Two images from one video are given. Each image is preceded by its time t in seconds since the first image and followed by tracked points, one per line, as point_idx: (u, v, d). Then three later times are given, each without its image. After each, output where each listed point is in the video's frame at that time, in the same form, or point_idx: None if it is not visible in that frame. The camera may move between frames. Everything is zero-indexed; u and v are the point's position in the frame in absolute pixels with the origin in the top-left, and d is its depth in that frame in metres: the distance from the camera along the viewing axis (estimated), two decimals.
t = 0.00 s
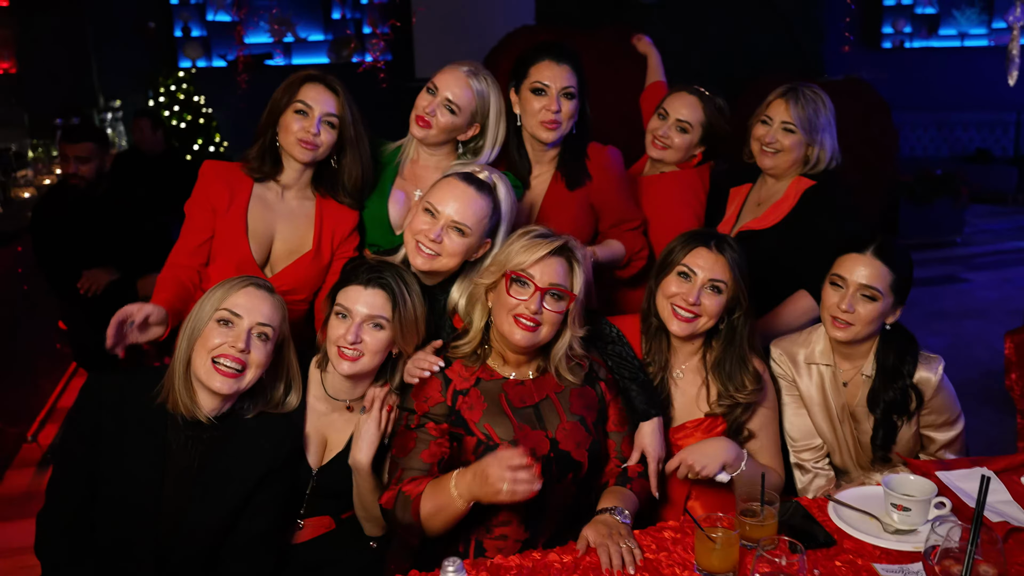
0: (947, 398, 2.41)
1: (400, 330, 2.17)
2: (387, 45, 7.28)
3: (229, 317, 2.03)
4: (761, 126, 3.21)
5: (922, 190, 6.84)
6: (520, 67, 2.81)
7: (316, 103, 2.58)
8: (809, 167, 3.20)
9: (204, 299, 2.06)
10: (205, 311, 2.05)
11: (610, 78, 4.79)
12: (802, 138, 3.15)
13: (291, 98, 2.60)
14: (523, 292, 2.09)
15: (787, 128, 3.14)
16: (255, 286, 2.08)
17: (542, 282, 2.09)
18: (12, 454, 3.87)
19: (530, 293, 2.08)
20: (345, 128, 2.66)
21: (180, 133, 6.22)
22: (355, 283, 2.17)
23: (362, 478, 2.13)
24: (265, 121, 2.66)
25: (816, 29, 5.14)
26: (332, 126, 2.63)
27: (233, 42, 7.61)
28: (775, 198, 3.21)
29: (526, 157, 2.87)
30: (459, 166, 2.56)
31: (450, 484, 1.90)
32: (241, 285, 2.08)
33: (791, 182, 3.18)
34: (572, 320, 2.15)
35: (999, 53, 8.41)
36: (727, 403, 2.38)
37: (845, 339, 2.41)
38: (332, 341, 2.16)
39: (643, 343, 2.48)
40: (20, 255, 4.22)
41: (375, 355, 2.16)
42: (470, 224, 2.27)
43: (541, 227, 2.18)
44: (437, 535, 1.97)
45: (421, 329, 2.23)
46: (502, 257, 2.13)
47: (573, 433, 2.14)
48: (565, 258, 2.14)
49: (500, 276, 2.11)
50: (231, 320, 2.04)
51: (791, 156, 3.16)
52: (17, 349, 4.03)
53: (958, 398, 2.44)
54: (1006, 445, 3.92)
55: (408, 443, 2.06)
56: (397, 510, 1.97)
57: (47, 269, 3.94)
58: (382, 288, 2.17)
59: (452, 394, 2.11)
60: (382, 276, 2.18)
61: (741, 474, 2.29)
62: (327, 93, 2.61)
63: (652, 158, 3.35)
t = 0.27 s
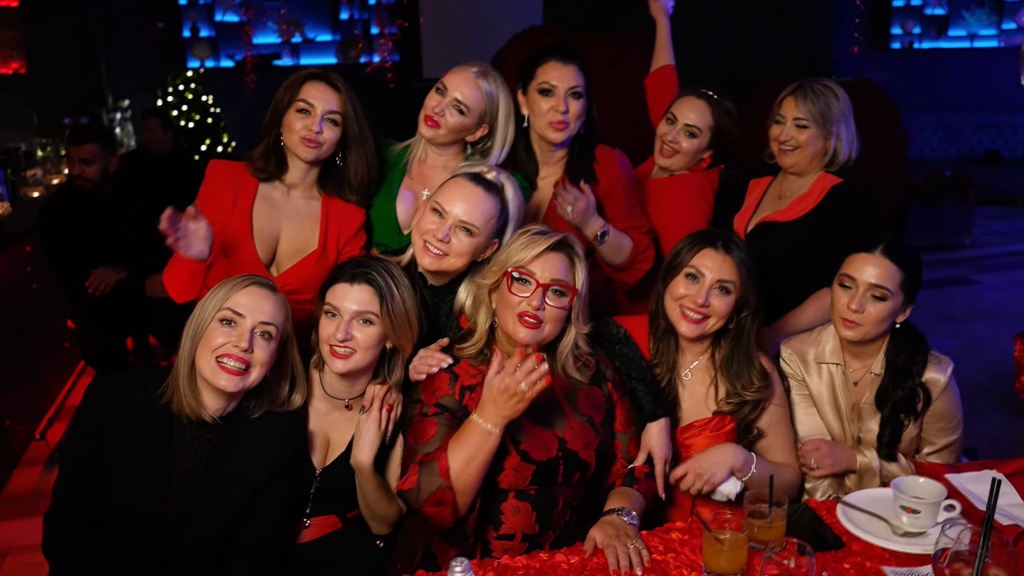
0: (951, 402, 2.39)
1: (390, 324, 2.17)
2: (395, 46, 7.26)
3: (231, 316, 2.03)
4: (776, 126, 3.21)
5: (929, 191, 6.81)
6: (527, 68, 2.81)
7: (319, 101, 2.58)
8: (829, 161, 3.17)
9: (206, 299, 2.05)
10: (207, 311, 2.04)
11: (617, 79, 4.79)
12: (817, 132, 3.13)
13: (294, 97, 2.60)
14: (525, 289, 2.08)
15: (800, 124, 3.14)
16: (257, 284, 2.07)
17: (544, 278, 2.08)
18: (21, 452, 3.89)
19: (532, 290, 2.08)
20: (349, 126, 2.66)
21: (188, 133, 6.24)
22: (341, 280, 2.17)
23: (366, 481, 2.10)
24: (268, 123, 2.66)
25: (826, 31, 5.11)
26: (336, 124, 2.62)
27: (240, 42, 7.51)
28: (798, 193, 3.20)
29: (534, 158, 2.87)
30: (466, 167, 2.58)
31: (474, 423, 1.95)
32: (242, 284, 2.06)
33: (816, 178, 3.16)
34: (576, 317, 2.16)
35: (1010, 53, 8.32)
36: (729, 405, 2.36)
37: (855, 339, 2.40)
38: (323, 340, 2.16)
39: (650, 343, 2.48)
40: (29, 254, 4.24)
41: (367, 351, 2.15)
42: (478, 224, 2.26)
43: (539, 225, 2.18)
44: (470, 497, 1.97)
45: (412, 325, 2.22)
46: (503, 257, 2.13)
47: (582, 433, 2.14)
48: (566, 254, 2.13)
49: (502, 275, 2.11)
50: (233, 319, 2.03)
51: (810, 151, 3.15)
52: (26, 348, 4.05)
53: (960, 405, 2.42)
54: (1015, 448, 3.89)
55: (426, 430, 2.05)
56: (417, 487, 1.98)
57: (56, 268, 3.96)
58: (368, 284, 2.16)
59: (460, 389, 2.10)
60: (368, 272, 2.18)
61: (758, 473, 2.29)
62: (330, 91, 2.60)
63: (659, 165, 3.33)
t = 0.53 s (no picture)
0: (954, 414, 2.35)
1: (380, 321, 2.16)
2: (405, 48, 7.33)
3: (235, 317, 2.03)
4: (793, 135, 3.24)
5: (940, 200, 6.77)
6: (537, 73, 2.81)
7: (320, 101, 2.58)
8: (848, 166, 3.18)
9: (210, 300, 2.04)
10: (211, 312, 2.04)
11: (627, 85, 4.78)
12: (832, 138, 3.15)
13: (297, 99, 2.60)
14: (529, 292, 2.08)
15: (815, 131, 3.16)
16: (260, 284, 2.07)
17: (548, 281, 2.08)
18: (28, 449, 3.91)
19: (536, 293, 2.08)
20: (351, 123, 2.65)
21: (198, 133, 6.27)
22: (330, 280, 2.17)
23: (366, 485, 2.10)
24: (272, 127, 2.66)
25: (837, 40, 5.23)
26: (338, 122, 2.62)
27: (251, 43, 7.44)
28: (819, 198, 3.19)
29: (545, 163, 2.87)
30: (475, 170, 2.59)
31: (489, 395, 2.00)
32: (245, 285, 2.06)
33: (839, 185, 3.16)
34: (580, 320, 2.15)
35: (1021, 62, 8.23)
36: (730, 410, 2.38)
37: (864, 346, 2.39)
38: (314, 340, 2.16)
39: (656, 350, 2.48)
40: (38, 252, 4.25)
41: (359, 349, 2.14)
42: (484, 227, 2.26)
43: (543, 228, 2.18)
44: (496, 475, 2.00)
45: (402, 322, 2.21)
46: (507, 260, 2.13)
47: (588, 437, 2.13)
48: (569, 257, 2.13)
49: (506, 278, 2.11)
50: (237, 320, 2.03)
51: (828, 157, 3.16)
52: (33, 345, 4.06)
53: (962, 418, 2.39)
54: None
55: (441, 421, 2.07)
56: (439, 476, 1.99)
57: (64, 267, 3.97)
58: (356, 282, 2.16)
59: (468, 387, 2.11)
60: (357, 270, 2.18)
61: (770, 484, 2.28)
62: (330, 89, 2.60)
63: (668, 178, 3.34)
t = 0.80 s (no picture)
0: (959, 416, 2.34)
1: (371, 318, 2.17)
2: (411, 50, 7.35)
3: (236, 318, 2.02)
4: (802, 139, 3.27)
5: (946, 206, 6.74)
6: (545, 76, 2.80)
7: (318, 102, 2.58)
8: (857, 170, 3.21)
9: (210, 300, 2.04)
10: (211, 312, 2.03)
11: (633, 89, 4.79)
12: (842, 141, 3.18)
13: (295, 102, 2.61)
14: (534, 295, 2.08)
15: (825, 135, 3.20)
16: (260, 286, 2.07)
17: (553, 284, 2.08)
18: (32, 447, 3.92)
19: (541, 296, 2.08)
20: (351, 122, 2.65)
21: (203, 133, 6.29)
22: (319, 279, 2.17)
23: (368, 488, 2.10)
24: (272, 131, 2.67)
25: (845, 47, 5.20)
26: (338, 122, 2.61)
27: (257, 44, 7.41)
28: (828, 201, 3.22)
29: (551, 166, 2.88)
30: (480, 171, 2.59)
31: (498, 394, 2.01)
32: (246, 285, 2.06)
33: (849, 189, 3.19)
34: (585, 323, 2.15)
35: None
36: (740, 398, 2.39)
37: (870, 351, 2.38)
38: (305, 338, 2.16)
39: (662, 353, 2.46)
40: (43, 251, 4.26)
41: (350, 346, 2.15)
42: (486, 229, 2.25)
43: (547, 231, 2.17)
44: (508, 473, 1.99)
45: (393, 318, 2.22)
46: (512, 263, 2.12)
47: (593, 440, 2.13)
48: (574, 260, 2.12)
49: (511, 281, 2.10)
50: (238, 321, 2.03)
51: (838, 161, 3.19)
52: (38, 343, 4.07)
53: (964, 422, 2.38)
54: None
55: (448, 423, 2.05)
56: (451, 477, 1.98)
57: (69, 267, 3.98)
58: (346, 279, 2.17)
59: (475, 389, 2.11)
60: (346, 268, 2.18)
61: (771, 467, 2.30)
62: (327, 90, 2.60)
63: (672, 186, 3.35)
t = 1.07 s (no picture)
0: (960, 402, 2.34)
1: (362, 311, 2.17)
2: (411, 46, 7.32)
3: (233, 316, 2.02)
4: (807, 130, 3.27)
5: (949, 197, 6.73)
6: (545, 71, 2.80)
7: (313, 100, 2.57)
8: (860, 160, 3.21)
9: (208, 297, 2.03)
10: (209, 309, 2.02)
11: (633, 83, 4.78)
12: (847, 132, 3.18)
13: (290, 101, 2.61)
14: (535, 291, 2.08)
15: (830, 125, 3.20)
16: (258, 282, 2.06)
17: (554, 280, 2.07)
18: (36, 447, 3.92)
19: (543, 292, 2.07)
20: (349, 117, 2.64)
21: (204, 132, 6.29)
22: (310, 272, 2.17)
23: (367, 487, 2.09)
24: (270, 131, 2.68)
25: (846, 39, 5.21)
26: (335, 116, 2.60)
27: (257, 42, 7.44)
28: (831, 190, 3.22)
29: (551, 162, 2.88)
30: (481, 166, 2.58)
31: (501, 389, 2.00)
32: (244, 283, 2.05)
33: (852, 179, 3.19)
34: (587, 318, 2.16)
35: None
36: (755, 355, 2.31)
37: (876, 342, 2.38)
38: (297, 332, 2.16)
39: (666, 347, 2.49)
40: (45, 251, 4.25)
41: (341, 339, 2.15)
42: (487, 225, 2.24)
43: (549, 226, 2.17)
44: (512, 469, 1.99)
45: (385, 312, 2.22)
46: (513, 258, 2.12)
47: (596, 434, 2.13)
48: (576, 256, 2.12)
49: (512, 277, 2.10)
50: (235, 319, 2.02)
51: (842, 152, 3.19)
52: (41, 343, 4.08)
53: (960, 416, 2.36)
54: None
55: (452, 419, 2.06)
56: (455, 474, 1.98)
57: (70, 267, 3.98)
58: (336, 272, 2.17)
59: (477, 384, 2.11)
60: (336, 260, 2.18)
61: (763, 424, 2.23)
62: (321, 87, 2.58)
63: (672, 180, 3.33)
